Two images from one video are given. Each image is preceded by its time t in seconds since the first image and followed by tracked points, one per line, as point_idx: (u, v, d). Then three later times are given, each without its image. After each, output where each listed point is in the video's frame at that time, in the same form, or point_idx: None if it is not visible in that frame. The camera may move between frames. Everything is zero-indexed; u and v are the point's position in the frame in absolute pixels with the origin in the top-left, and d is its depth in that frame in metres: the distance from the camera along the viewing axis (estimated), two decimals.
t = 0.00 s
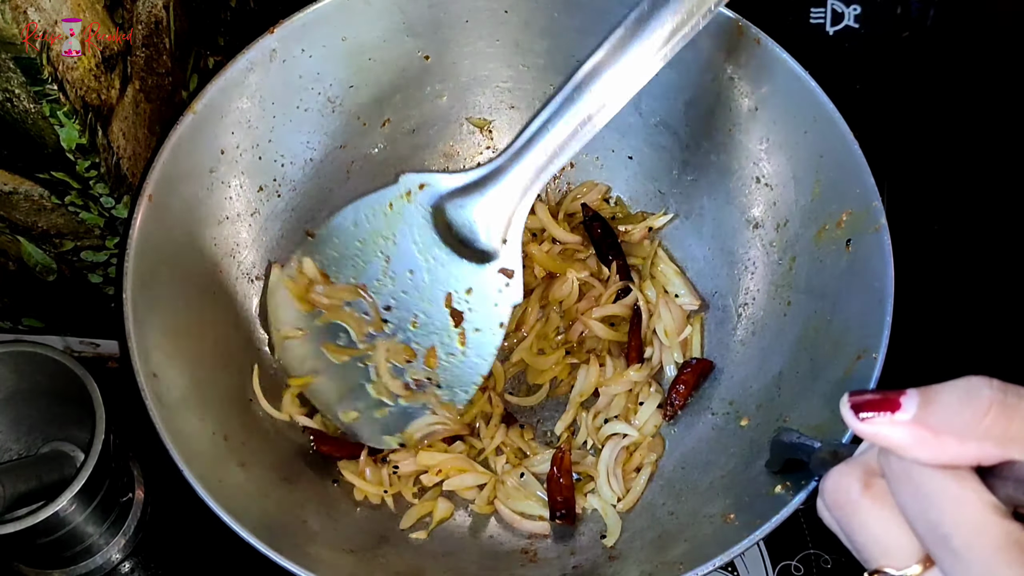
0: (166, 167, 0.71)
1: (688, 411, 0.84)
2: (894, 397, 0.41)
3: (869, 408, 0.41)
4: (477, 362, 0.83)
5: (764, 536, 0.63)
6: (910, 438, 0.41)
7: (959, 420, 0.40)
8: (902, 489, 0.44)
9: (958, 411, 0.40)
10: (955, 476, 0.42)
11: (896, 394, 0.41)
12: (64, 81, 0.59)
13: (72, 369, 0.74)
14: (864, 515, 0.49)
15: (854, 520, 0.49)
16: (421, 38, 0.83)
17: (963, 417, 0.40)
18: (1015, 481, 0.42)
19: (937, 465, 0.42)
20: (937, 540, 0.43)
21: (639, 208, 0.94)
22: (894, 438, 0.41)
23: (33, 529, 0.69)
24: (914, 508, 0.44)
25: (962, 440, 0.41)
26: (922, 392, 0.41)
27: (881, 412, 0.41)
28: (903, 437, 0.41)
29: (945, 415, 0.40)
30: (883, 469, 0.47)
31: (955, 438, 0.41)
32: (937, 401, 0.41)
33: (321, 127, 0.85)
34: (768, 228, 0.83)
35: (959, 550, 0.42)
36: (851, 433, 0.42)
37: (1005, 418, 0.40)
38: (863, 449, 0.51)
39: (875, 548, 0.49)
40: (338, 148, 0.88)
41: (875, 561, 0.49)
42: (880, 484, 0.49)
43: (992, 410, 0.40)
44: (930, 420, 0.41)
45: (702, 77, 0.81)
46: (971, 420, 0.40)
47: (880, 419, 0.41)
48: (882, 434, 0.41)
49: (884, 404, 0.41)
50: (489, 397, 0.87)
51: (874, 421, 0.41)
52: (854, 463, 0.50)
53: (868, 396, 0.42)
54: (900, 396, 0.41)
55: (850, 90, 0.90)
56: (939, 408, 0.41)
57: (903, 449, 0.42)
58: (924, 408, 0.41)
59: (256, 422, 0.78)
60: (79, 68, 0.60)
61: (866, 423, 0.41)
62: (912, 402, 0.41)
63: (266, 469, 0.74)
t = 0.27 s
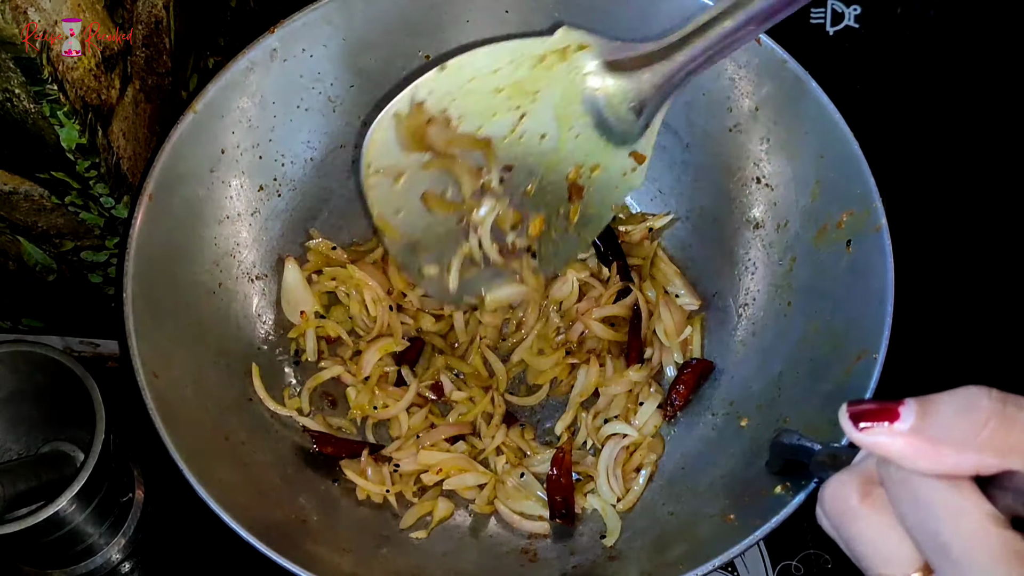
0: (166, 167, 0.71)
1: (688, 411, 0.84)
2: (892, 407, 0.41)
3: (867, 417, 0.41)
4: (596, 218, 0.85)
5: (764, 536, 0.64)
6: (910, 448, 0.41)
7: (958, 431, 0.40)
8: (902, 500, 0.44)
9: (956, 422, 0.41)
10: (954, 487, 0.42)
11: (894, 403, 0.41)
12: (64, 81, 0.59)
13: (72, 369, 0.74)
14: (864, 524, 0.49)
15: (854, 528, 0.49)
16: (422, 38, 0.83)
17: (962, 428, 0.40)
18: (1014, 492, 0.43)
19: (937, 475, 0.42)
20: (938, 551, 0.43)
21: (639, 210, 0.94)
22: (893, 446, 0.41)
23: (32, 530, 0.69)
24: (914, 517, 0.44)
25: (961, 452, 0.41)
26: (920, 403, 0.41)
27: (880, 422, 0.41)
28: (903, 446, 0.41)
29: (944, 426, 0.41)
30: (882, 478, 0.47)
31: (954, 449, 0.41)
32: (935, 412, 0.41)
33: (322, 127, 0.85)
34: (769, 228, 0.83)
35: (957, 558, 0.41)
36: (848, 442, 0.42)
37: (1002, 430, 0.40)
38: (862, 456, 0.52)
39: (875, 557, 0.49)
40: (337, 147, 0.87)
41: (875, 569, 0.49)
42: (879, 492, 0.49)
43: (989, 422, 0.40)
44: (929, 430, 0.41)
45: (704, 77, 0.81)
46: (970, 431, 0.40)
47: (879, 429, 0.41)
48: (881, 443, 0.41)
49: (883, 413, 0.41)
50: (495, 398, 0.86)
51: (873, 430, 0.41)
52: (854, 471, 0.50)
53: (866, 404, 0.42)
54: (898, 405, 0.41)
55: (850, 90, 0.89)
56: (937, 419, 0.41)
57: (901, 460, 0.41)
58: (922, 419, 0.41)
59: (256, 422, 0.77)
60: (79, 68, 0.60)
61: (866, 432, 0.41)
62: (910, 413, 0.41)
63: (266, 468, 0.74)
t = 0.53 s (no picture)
0: (166, 167, 0.71)
1: (688, 411, 0.84)
2: (904, 391, 0.41)
3: (877, 400, 0.41)
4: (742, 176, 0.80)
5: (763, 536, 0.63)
6: (922, 431, 0.40)
7: (971, 412, 0.40)
8: (912, 484, 0.43)
9: (969, 403, 0.40)
10: (965, 469, 0.41)
11: (906, 387, 0.41)
12: (64, 81, 0.59)
13: (73, 369, 0.74)
14: (873, 511, 0.47)
15: (863, 516, 0.47)
16: (422, 38, 0.83)
17: (975, 409, 0.40)
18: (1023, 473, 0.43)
19: (948, 459, 0.41)
20: (949, 536, 0.41)
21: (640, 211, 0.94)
22: (904, 430, 0.40)
23: (33, 529, 0.69)
24: (925, 502, 0.42)
25: (973, 433, 0.40)
26: (932, 385, 0.41)
27: (892, 405, 0.40)
28: (914, 430, 0.40)
29: (955, 408, 0.40)
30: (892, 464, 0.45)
31: (965, 431, 0.40)
32: (946, 394, 0.40)
33: (322, 127, 0.85)
34: (769, 228, 0.83)
35: (969, 544, 0.40)
36: (861, 428, 0.42)
37: (1016, 411, 0.40)
38: (871, 447, 0.50)
39: (884, 543, 0.46)
40: (338, 147, 0.88)
41: (883, 556, 0.46)
42: (890, 478, 0.47)
43: (1003, 403, 0.40)
44: (941, 412, 0.40)
45: (705, 78, 0.82)
46: (983, 411, 0.40)
47: (891, 413, 0.40)
48: (891, 426, 0.41)
49: (894, 397, 0.41)
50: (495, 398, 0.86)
51: (883, 414, 0.41)
52: (862, 459, 0.49)
53: (876, 388, 0.42)
54: (910, 389, 0.41)
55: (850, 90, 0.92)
56: (948, 401, 0.40)
57: (912, 443, 0.41)
58: (935, 401, 0.40)
59: (256, 422, 0.77)
60: (79, 68, 0.60)
61: (875, 416, 0.41)
62: (922, 395, 0.40)
63: (265, 468, 0.74)
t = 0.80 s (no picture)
0: (167, 167, 0.71)
1: (688, 411, 0.84)
2: (888, 423, 0.41)
3: (863, 434, 0.41)
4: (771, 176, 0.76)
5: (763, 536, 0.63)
6: (907, 465, 0.41)
7: (955, 446, 0.40)
8: (897, 513, 0.44)
9: (953, 438, 0.41)
10: (949, 501, 0.42)
11: (890, 419, 0.41)
12: (64, 81, 0.59)
13: (73, 369, 0.74)
14: (861, 538, 0.49)
15: (851, 542, 0.49)
16: (422, 38, 0.83)
17: (959, 444, 0.40)
18: (1009, 507, 0.43)
19: (932, 491, 0.42)
20: (933, 565, 0.43)
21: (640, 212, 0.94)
22: (888, 464, 0.41)
23: (33, 529, 0.69)
24: (911, 532, 0.43)
25: (957, 467, 0.41)
26: (917, 416, 0.42)
27: (877, 440, 0.41)
28: (899, 464, 0.41)
29: (938, 441, 0.41)
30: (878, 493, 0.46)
31: (949, 464, 0.41)
32: (931, 427, 0.41)
33: (322, 126, 0.85)
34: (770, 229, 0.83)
35: None
36: (847, 460, 0.42)
37: (999, 444, 0.40)
38: (857, 470, 0.52)
39: (873, 569, 0.48)
40: (339, 147, 0.88)
41: None
42: (876, 506, 0.49)
43: (987, 437, 0.40)
44: (925, 445, 0.41)
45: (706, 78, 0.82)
46: (966, 446, 0.40)
47: (876, 446, 0.41)
48: (875, 461, 0.41)
49: (878, 429, 0.41)
50: (491, 398, 0.86)
51: (869, 448, 0.41)
52: (849, 486, 0.50)
53: (861, 421, 0.42)
54: (894, 422, 0.41)
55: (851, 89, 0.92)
56: (933, 433, 0.41)
57: (896, 475, 0.42)
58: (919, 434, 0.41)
59: (256, 421, 0.77)
60: (79, 68, 0.60)
61: (861, 450, 0.41)
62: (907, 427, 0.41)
63: (266, 468, 0.74)
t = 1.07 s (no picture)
0: (167, 167, 0.71)
1: (688, 412, 0.84)
2: (885, 419, 0.41)
3: (860, 430, 0.41)
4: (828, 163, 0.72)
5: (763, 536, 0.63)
6: (904, 460, 0.41)
7: (952, 441, 0.40)
8: (896, 509, 0.44)
9: (950, 433, 0.41)
10: (947, 496, 0.42)
11: (887, 416, 0.42)
12: (64, 81, 0.59)
13: (73, 369, 0.74)
14: (859, 535, 0.49)
15: (850, 539, 0.49)
16: (422, 38, 0.84)
17: (956, 439, 0.40)
18: (1008, 501, 0.43)
19: (929, 487, 0.42)
20: (932, 561, 0.43)
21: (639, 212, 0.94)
22: (885, 460, 0.41)
23: (33, 529, 0.70)
24: (910, 528, 0.44)
25: (954, 462, 0.41)
26: (914, 412, 0.42)
27: (874, 436, 0.41)
28: (897, 460, 0.41)
29: (935, 437, 0.41)
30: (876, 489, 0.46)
31: (946, 460, 0.41)
32: (928, 422, 0.41)
33: (322, 127, 0.85)
34: (769, 229, 0.83)
35: (954, 572, 0.41)
36: (844, 457, 0.42)
37: (996, 440, 0.40)
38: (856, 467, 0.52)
39: (872, 566, 0.48)
40: (338, 147, 0.88)
41: None
42: (875, 502, 0.49)
43: (984, 432, 0.40)
44: (922, 441, 0.41)
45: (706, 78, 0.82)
46: (963, 442, 0.40)
47: (873, 443, 0.41)
48: (872, 457, 0.41)
49: (876, 426, 0.41)
50: (491, 398, 0.86)
51: (865, 444, 0.41)
52: (848, 482, 0.50)
53: (859, 417, 0.42)
54: (891, 417, 0.41)
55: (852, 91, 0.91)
56: (930, 429, 0.41)
57: (894, 471, 0.42)
58: (916, 429, 0.41)
59: (256, 422, 0.77)
60: (79, 68, 0.60)
61: (858, 446, 0.41)
62: (904, 423, 0.41)
63: (266, 469, 0.74)
